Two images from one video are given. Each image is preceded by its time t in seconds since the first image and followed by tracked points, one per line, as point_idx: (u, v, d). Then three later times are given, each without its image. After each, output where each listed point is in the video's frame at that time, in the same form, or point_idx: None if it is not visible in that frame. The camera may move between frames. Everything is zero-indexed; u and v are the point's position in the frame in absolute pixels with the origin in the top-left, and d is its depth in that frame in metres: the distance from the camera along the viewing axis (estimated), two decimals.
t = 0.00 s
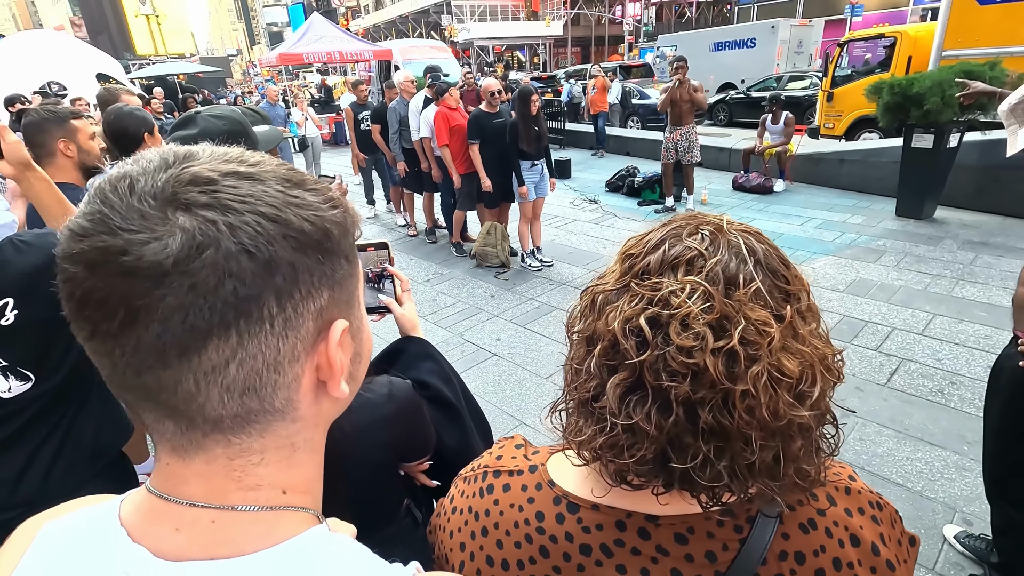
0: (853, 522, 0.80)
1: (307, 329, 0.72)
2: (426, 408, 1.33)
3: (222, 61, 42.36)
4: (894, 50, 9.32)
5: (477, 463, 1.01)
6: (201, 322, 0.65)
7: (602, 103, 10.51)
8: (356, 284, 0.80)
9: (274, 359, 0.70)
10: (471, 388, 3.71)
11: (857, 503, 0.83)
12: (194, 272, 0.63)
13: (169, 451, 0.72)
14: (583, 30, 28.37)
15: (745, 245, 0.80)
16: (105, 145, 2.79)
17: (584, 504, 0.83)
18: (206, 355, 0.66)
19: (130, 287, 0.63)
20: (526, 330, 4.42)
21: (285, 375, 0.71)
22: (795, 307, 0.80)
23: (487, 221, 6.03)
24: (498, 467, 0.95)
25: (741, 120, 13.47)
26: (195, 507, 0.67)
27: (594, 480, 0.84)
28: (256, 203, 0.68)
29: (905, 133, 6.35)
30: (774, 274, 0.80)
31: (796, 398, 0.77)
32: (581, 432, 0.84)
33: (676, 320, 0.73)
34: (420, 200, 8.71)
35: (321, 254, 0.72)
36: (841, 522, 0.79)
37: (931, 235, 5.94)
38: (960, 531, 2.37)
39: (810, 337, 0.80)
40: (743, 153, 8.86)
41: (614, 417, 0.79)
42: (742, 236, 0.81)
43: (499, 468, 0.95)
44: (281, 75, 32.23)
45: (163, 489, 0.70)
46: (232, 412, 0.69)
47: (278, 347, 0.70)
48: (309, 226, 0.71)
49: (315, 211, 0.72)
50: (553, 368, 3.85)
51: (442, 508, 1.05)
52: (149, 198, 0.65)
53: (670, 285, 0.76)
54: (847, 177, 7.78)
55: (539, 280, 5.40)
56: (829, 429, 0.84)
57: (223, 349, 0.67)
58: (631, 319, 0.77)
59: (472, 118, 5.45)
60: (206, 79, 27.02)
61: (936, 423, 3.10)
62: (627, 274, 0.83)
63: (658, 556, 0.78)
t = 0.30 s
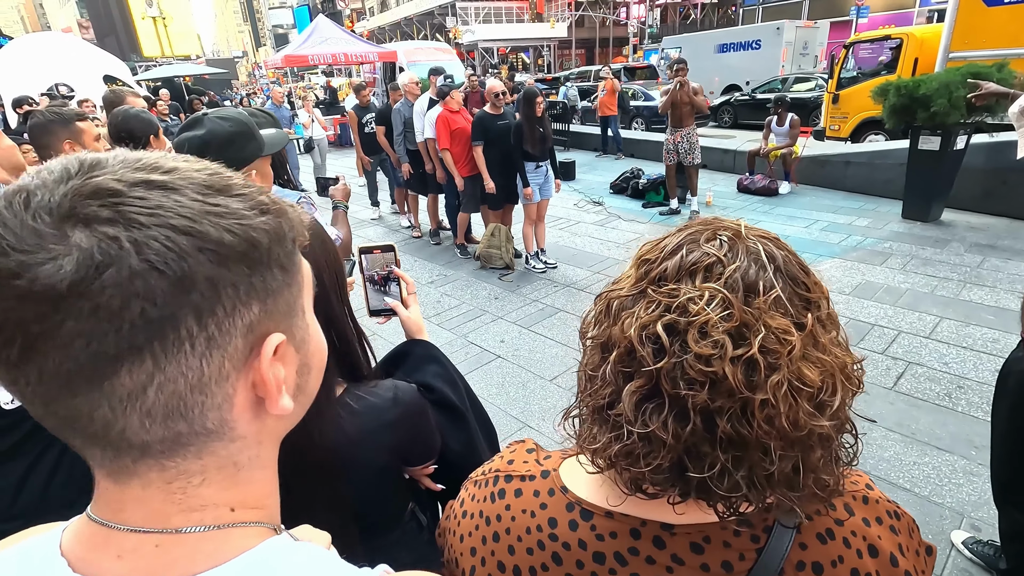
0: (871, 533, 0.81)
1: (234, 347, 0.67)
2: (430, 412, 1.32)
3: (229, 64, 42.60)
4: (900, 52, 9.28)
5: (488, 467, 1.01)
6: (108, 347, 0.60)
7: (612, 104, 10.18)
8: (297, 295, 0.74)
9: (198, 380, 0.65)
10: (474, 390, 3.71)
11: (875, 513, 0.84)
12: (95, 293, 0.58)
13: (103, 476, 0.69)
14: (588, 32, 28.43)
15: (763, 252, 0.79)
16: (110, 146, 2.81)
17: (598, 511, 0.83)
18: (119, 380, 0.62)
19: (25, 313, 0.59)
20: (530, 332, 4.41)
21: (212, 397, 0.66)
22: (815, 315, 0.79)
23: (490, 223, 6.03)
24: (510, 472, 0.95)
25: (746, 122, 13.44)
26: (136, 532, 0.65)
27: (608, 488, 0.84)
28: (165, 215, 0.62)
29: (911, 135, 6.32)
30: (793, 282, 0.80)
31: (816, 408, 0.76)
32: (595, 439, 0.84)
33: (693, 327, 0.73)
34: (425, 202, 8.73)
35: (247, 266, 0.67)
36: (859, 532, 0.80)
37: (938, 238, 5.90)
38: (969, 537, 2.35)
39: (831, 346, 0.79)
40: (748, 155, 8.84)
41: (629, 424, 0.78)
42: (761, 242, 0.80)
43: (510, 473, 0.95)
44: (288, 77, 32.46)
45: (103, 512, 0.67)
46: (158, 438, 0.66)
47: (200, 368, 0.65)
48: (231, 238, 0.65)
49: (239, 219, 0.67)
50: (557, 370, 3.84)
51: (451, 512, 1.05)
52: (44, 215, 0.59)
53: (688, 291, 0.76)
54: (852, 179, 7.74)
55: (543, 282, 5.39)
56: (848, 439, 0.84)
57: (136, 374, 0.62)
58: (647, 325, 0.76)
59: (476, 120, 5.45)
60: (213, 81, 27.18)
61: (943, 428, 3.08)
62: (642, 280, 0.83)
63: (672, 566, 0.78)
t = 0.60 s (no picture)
0: (890, 540, 0.83)
1: (130, 373, 0.60)
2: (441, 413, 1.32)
3: (235, 65, 42.82)
4: (907, 53, 9.24)
5: (506, 470, 1.03)
6: None
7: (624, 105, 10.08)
8: (210, 308, 0.68)
9: (88, 409, 0.58)
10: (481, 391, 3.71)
11: (894, 520, 0.86)
12: None
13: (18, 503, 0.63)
14: (593, 33, 28.48)
15: (787, 258, 0.80)
16: (118, 149, 2.84)
17: (618, 516, 0.85)
18: None
19: None
20: (536, 333, 4.41)
21: (108, 427, 0.60)
22: (839, 323, 0.80)
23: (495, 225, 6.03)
24: (528, 475, 0.97)
25: (751, 124, 13.43)
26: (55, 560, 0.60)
27: (629, 494, 0.86)
28: (29, 236, 0.53)
29: (919, 137, 6.29)
30: (818, 288, 0.80)
31: (839, 415, 0.76)
32: (616, 443, 0.85)
33: (718, 333, 0.73)
34: (430, 203, 8.75)
35: (136, 285, 0.59)
36: (878, 539, 0.82)
37: (945, 241, 5.87)
38: (978, 542, 2.33)
39: (855, 354, 0.80)
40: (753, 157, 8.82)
41: (651, 429, 0.79)
42: (784, 249, 0.81)
43: (528, 476, 0.97)
44: (294, 78, 32.60)
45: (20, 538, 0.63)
46: (55, 470, 0.60)
47: (90, 398, 0.58)
48: (114, 257, 0.57)
49: (125, 234, 0.58)
50: (563, 372, 3.83)
51: (468, 514, 1.07)
52: None
53: (711, 297, 0.76)
54: (859, 181, 7.71)
55: (549, 284, 5.39)
56: (870, 447, 0.85)
57: (14, 408, 0.55)
58: (671, 331, 0.77)
59: (481, 121, 5.45)
60: (220, 81, 27.34)
61: (952, 432, 3.06)
62: (665, 286, 0.83)
63: (693, 570, 0.79)
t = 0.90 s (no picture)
0: (905, 544, 0.81)
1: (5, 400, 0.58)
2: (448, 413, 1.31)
3: (240, 66, 42.99)
4: (915, 54, 9.19)
5: (512, 472, 1.02)
6: None
7: (631, 106, 10.06)
8: (108, 324, 0.67)
9: None
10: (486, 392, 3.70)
11: (908, 524, 0.85)
12: None
13: None
14: (598, 34, 28.47)
15: (800, 260, 0.78)
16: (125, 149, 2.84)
17: (627, 519, 0.83)
18: None
19: None
20: (541, 335, 4.39)
21: None
22: (854, 326, 0.78)
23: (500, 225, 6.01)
24: (534, 478, 0.96)
25: (757, 125, 13.38)
26: None
27: (637, 496, 0.84)
28: None
29: (927, 139, 6.25)
30: (832, 290, 0.78)
31: (854, 420, 0.75)
32: (626, 446, 0.84)
33: (730, 336, 0.72)
34: (435, 203, 8.75)
35: (6, 307, 0.58)
36: (893, 544, 0.80)
37: (954, 243, 5.82)
38: (989, 547, 2.30)
39: (870, 357, 0.78)
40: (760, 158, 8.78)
41: (661, 432, 0.78)
42: (798, 250, 0.79)
43: (535, 479, 0.95)
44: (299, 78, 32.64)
45: None
46: None
47: None
48: None
49: None
50: (568, 374, 3.81)
51: (474, 516, 1.06)
52: None
53: (723, 299, 0.75)
54: (866, 183, 7.66)
55: (554, 285, 5.37)
56: (886, 451, 0.83)
57: None
58: (681, 333, 0.76)
59: (486, 122, 5.44)
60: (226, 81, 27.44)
61: (959, 436, 3.03)
62: (675, 287, 0.82)
63: None
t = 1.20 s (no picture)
0: (913, 553, 0.79)
1: None
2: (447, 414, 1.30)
3: (246, 67, 43.12)
4: (923, 55, 9.11)
5: (511, 476, 1.00)
6: None
7: (636, 107, 10.03)
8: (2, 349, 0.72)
9: None
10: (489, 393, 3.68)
11: (917, 532, 0.82)
12: None
13: None
14: (604, 35, 28.40)
15: (806, 260, 0.76)
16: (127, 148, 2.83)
17: (626, 525, 0.82)
18: None
19: None
20: (544, 336, 4.37)
21: None
22: (862, 329, 0.76)
23: (504, 226, 6.00)
24: (533, 482, 0.94)
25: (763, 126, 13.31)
26: None
27: (637, 503, 0.82)
28: None
29: (934, 140, 6.19)
30: (841, 292, 0.76)
31: (860, 426, 0.72)
32: (624, 451, 0.82)
33: (732, 339, 0.70)
34: (439, 204, 8.74)
35: None
36: (900, 553, 0.78)
37: (962, 246, 5.77)
38: (997, 554, 2.26)
39: (878, 362, 0.76)
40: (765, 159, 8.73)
41: (661, 437, 0.76)
42: (804, 250, 0.77)
43: (534, 483, 0.93)
44: (304, 79, 32.69)
45: None
46: None
47: None
48: None
49: None
50: (570, 375, 3.79)
51: (472, 521, 1.04)
52: None
53: (726, 301, 0.72)
54: (873, 184, 7.60)
55: (557, 286, 5.35)
56: (894, 459, 0.81)
57: None
58: (682, 335, 0.74)
59: (490, 123, 5.42)
60: (231, 82, 27.47)
61: (965, 440, 2.99)
62: (677, 288, 0.80)
63: None
